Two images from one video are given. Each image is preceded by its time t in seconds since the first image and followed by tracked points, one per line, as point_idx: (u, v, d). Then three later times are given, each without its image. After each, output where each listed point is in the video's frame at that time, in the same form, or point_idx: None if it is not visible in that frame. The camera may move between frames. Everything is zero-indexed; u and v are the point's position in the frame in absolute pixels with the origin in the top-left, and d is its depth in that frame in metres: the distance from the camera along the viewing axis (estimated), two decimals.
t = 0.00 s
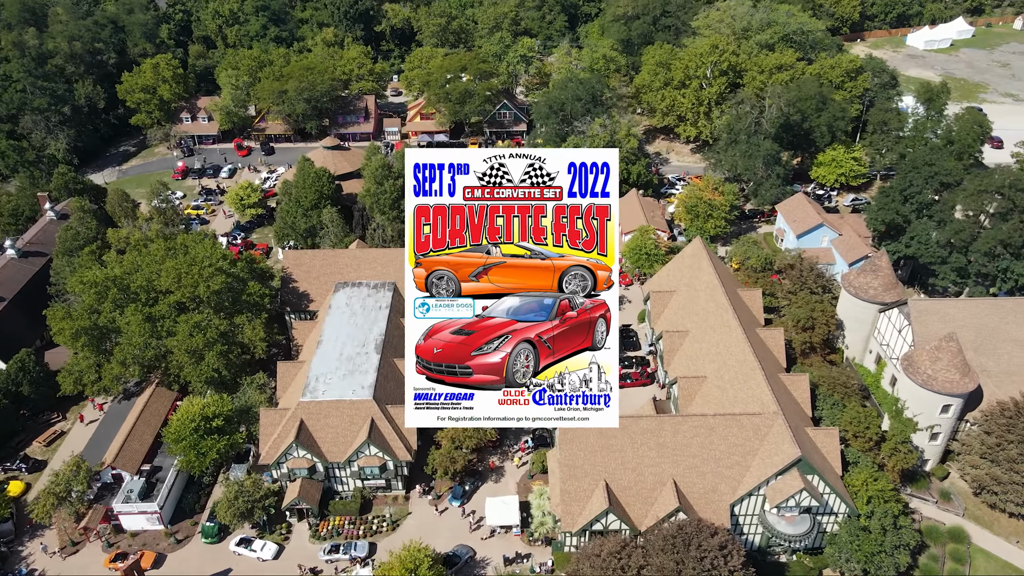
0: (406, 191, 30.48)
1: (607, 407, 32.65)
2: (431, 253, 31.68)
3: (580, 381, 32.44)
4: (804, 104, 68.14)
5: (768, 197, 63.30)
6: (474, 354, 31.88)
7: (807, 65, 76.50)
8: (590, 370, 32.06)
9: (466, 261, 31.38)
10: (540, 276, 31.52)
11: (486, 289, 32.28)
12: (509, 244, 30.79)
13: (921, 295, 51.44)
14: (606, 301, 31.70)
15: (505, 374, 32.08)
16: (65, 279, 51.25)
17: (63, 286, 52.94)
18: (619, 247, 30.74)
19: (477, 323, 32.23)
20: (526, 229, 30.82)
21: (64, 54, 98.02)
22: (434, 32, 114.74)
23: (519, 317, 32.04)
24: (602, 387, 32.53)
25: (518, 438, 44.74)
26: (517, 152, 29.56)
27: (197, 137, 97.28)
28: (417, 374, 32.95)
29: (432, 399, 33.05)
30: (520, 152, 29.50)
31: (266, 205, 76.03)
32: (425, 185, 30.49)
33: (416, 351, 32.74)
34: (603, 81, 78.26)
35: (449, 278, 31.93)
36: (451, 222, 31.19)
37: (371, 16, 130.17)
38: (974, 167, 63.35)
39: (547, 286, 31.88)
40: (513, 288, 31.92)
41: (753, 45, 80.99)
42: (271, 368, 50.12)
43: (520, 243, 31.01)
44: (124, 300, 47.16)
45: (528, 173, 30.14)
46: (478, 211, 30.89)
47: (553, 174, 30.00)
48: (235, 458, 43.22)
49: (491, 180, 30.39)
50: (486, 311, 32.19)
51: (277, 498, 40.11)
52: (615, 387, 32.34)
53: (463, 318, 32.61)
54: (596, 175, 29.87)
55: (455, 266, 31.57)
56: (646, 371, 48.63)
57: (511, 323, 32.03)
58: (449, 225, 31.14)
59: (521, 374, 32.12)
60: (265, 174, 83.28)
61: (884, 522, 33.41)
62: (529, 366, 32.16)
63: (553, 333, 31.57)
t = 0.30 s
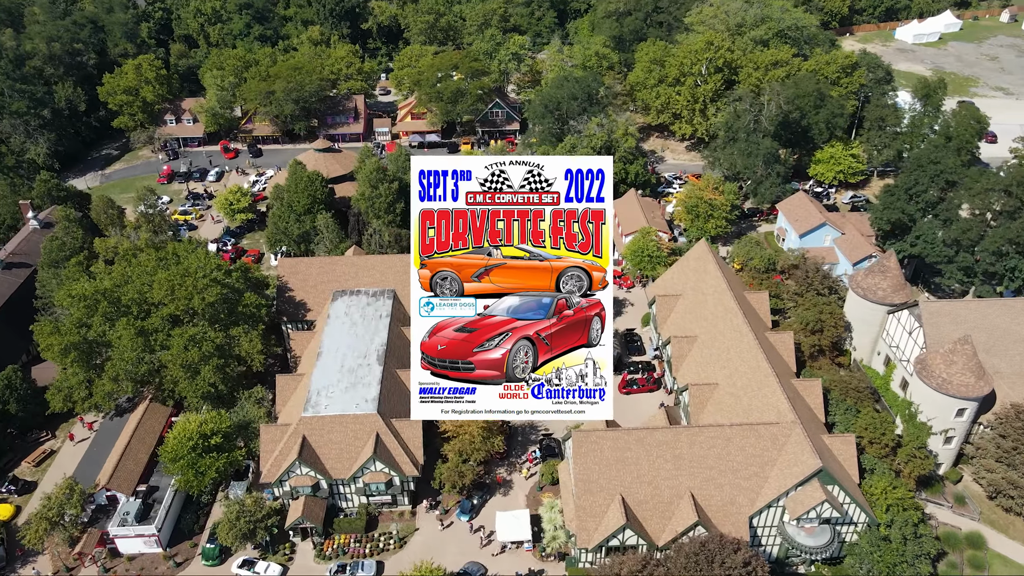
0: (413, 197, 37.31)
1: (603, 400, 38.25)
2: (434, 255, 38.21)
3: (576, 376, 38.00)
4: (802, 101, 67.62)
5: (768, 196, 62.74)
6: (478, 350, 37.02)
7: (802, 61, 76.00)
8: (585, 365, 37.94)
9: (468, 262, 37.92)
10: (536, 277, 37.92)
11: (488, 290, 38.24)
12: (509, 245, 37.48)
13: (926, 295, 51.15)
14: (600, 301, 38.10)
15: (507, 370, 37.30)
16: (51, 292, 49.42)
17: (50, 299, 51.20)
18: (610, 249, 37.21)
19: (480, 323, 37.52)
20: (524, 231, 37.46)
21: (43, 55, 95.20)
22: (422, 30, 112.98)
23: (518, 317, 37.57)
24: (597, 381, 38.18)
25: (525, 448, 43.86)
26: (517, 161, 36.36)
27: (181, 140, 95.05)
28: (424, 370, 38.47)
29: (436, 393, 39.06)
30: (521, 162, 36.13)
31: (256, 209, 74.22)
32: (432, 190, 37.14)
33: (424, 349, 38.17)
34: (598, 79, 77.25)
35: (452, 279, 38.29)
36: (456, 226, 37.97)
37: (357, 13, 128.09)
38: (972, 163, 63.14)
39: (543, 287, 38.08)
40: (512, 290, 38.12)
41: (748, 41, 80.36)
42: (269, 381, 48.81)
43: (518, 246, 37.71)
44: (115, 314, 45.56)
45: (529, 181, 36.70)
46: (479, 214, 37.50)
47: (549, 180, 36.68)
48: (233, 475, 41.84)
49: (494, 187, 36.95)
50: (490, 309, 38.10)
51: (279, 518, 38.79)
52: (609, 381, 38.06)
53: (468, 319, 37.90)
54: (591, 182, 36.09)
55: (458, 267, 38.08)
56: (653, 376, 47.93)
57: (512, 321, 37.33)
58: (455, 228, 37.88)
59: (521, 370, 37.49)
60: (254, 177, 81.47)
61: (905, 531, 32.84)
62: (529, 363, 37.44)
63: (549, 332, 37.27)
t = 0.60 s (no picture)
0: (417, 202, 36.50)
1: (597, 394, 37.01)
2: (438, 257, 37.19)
3: (573, 372, 36.93)
4: (800, 98, 67.17)
5: (769, 195, 62.18)
6: (478, 346, 36.09)
7: (798, 57, 75.57)
8: (581, 360, 36.75)
9: (470, 264, 37.00)
10: (535, 277, 36.86)
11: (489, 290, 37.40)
12: (510, 248, 36.54)
13: (930, 294, 50.85)
14: (596, 299, 36.75)
15: (507, 365, 36.35)
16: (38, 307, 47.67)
17: (37, 313, 49.44)
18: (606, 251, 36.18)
19: (482, 320, 36.71)
20: (523, 235, 36.46)
21: (21, 57, 92.52)
22: (410, 28, 111.36)
23: (518, 313, 36.73)
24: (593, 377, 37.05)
25: (533, 460, 42.90)
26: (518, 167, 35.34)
27: (166, 143, 92.92)
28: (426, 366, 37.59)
29: (441, 387, 38.03)
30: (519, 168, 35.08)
31: (246, 214, 72.52)
32: (435, 196, 36.24)
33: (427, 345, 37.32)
34: (593, 77, 76.29)
35: (455, 279, 37.36)
36: (458, 230, 37.11)
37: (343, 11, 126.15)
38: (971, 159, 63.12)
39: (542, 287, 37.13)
40: (512, 289, 37.20)
41: (743, 37, 79.80)
42: (268, 394, 47.47)
43: (518, 249, 36.69)
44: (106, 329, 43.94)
45: (528, 187, 35.69)
46: (481, 219, 36.75)
47: (548, 186, 35.44)
48: (233, 494, 40.52)
49: (494, 192, 36.14)
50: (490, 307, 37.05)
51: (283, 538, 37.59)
52: (604, 376, 36.85)
53: (469, 316, 37.05)
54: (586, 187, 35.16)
55: (461, 268, 37.17)
56: (661, 382, 47.11)
57: (513, 318, 36.56)
58: (457, 231, 37.05)
59: (520, 364, 36.52)
60: (243, 181, 79.73)
61: (927, 541, 32.35)
62: (527, 358, 36.44)
63: (547, 329, 36.27)
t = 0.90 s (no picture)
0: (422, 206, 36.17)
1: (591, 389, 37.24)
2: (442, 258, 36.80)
3: (570, 367, 36.94)
4: (799, 96, 66.61)
5: (770, 194, 61.63)
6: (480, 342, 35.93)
7: (794, 54, 74.98)
8: (577, 356, 36.79)
9: (473, 265, 36.65)
10: (535, 278, 36.44)
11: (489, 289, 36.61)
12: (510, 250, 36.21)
13: (935, 294, 50.52)
14: (591, 299, 36.92)
15: (507, 361, 36.20)
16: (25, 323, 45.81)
17: (24, 329, 47.63)
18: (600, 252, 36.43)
19: (484, 317, 36.35)
20: (523, 239, 36.31)
21: None
22: (399, 26, 109.56)
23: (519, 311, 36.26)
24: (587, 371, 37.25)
25: (542, 472, 41.94)
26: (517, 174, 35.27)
27: (151, 147, 90.69)
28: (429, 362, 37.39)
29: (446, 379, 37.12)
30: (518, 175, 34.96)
31: (237, 220, 70.79)
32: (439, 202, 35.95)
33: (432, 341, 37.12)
34: (589, 76, 75.24)
35: (458, 279, 36.87)
36: (461, 233, 36.77)
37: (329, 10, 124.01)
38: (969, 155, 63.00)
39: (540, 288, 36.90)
40: (512, 289, 36.50)
41: (738, 34, 79.13)
42: (268, 409, 46.14)
43: (518, 251, 36.45)
44: (97, 347, 42.22)
45: (526, 194, 35.70)
46: (484, 224, 36.54)
47: (546, 192, 35.64)
48: (234, 516, 39.12)
49: (495, 198, 35.96)
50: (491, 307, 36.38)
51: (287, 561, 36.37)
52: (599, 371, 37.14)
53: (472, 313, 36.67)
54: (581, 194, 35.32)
55: (464, 269, 36.77)
56: (669, 390, 46.31)
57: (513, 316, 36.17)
58: (460, 234, 36.69)
59: (520, 360, 36.29)
60: (232, 186, 77.94)
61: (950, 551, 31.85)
62: (526, 354, 36.20)
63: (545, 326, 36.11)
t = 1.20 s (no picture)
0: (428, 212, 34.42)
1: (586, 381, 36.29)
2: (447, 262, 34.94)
3: (567, 361, 35.96)
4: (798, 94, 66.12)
5: (771, 195, 61.09)
6: (482, 340, 34.84)
7: (790, 51, 74.45)
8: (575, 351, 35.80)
9: (476, 267, 34.97)
10: (533, 278, 35.11)
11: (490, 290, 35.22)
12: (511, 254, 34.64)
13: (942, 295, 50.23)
14: (586, 299, 35.32)
15: (507, 356, 35.25)
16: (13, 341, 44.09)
17: (11, 348, 45.85)
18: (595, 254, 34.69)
19: (484, 316, 34.97)
20: (523, 243, 34.63)
21: None
22: (388, 25, 107.86)
23: (518, 308, 35.16)
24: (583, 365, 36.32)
25: (553, 485, 41.04)
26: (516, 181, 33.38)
27: (137, 152, 88.59)
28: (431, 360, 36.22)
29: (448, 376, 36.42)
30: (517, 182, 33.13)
31: (228, 226, 69.16)
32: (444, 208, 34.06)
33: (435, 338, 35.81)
34: (586, 76, 74.27)
35: (462, 281, 35.09)
36: (463, 237, 34.91)
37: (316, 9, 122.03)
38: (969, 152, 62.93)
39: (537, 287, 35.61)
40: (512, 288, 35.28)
41: (734, 32, 78.55)
42: (269, 425, 44.92)
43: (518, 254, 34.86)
44: (90, 366, 40.69)
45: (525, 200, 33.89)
46: (485, 228, 34.68)
47: (543, 199, 33.88)
48: (237, 538, 37.81)
49: (495, 203, 34.11)
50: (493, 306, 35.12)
51: None
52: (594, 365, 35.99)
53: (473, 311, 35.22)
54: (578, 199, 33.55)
55: (468, 270, 35.03)
56: (678, 397, 45.53)
57: (512, 313, 35.07)
58: (462, 239, 34.86)
59: (520, 355, 35.37)
60: (221, 191, 76.29)
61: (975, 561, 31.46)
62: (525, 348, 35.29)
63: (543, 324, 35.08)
